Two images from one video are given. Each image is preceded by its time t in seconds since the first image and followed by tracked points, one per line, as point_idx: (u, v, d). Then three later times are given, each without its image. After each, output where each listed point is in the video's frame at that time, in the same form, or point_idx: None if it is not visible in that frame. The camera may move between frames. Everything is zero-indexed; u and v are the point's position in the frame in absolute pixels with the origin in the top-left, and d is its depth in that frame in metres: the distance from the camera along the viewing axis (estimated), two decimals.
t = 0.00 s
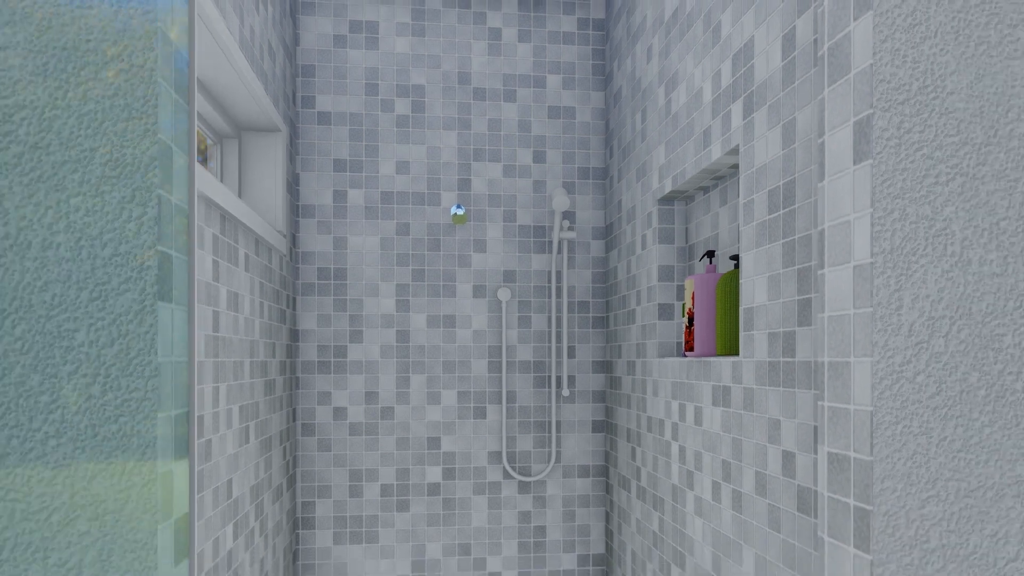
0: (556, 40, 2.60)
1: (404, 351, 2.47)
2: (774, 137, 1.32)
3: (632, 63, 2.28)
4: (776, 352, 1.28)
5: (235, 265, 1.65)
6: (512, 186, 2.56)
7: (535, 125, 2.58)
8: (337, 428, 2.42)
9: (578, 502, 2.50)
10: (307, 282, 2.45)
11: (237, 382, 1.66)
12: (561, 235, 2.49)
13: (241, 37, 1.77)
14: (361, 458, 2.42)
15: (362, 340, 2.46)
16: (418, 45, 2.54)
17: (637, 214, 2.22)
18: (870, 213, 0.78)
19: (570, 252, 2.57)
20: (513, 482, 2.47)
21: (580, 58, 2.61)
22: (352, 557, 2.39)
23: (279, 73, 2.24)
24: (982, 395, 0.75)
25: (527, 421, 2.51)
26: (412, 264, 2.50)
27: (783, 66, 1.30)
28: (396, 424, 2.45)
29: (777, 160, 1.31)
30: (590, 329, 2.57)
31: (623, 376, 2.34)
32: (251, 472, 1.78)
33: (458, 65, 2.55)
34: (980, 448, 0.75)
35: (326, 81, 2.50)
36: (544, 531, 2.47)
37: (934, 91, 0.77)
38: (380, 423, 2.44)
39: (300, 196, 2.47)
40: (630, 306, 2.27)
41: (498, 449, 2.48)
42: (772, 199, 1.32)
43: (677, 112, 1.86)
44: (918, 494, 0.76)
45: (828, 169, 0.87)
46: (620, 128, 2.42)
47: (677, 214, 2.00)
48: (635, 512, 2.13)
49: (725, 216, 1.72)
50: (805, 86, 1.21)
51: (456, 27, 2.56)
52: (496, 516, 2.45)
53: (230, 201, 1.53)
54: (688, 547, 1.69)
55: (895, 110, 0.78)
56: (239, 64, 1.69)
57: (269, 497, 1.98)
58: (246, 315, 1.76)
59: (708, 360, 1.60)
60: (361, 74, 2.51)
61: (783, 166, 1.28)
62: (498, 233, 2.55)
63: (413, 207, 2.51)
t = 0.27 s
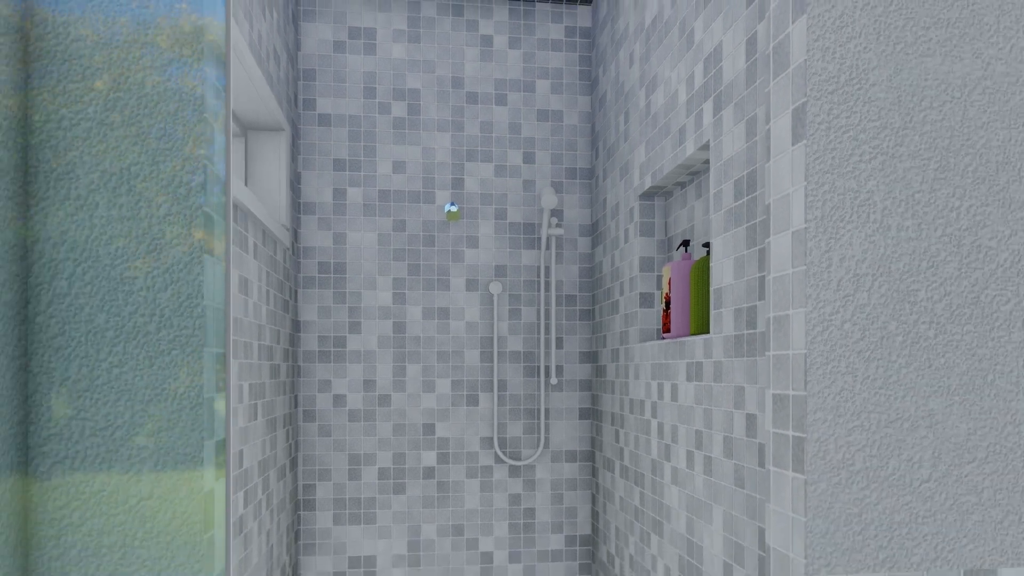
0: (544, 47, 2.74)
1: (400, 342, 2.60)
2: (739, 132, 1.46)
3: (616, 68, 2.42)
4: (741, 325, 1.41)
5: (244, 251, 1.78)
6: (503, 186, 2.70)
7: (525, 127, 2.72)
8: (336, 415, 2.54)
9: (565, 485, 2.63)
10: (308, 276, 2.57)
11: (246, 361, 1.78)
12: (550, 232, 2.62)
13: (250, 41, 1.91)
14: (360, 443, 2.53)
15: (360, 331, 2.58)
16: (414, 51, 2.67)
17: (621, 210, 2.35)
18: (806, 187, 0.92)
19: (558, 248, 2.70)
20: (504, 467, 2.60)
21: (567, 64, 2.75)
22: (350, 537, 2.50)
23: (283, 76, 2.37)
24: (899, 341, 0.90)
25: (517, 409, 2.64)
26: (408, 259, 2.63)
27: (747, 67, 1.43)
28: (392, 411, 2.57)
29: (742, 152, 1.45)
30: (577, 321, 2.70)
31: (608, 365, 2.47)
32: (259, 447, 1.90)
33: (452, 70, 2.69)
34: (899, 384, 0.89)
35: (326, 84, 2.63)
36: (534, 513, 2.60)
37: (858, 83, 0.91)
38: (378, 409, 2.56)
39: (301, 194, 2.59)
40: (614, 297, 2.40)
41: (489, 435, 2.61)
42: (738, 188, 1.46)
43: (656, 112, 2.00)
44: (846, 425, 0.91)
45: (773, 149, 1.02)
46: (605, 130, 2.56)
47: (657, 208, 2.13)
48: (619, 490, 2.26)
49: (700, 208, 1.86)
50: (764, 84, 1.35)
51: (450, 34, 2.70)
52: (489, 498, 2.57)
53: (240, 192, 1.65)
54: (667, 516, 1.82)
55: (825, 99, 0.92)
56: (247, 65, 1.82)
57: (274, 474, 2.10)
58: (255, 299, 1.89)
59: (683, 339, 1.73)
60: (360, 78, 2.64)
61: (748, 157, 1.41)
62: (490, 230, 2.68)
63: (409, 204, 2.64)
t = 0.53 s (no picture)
0: (532, 55, 2.88)
1: (395, 334, 2.72)
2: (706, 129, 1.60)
3: (600, 74, 2.56)
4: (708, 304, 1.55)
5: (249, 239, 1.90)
6: (493, 186, 2.83)
7: (514, 131, 2.85)
8: (334, 403, 2.66)
9: (552, 471, 2.76)
10: (306, 271, 2.69)
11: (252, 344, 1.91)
12: (537, 229, 2.75)
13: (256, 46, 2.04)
14: (356, 431, 2.65)
15: (357, 323, 2.70)
16: (408, 58, 2.81)
17: (604, 207, 2.49)
18: (755, 169, 1.04)
19: (545, 246, 2.84)
20: (494, 453, 2.72)
21: (554, 71, 2.89)
22: (347, 521, 2.61)
23: (284, 81, 2.50)
24: (834, 304, 1.03)
25: (506, 398, 2.77)
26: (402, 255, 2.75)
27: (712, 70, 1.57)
28: (387, 400, 2.69)
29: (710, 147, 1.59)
30: (563, 315, 2.83)
31: (592, 355, 2.60)
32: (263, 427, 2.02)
33: (444, 76, 2.82)
34: (834, 340, 1.03)
35: (324, 89, 2.76)
36: (522, 497, 2.72)
37: (799, 79, 1.05)
38: (373, 398, 2.68)
39: (301, 193, 2.72)
40: (598, 290, 2.54)
41: (480, 424, 2.73)
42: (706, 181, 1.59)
43: (635, 114, 2.14)
44: (788, 377, 1.02)
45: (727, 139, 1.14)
46: (589, 133, 2.70)
47: (637, 205, 2.27)
48: (603, 472, 2.39)
49: (676, 203, 2.00)
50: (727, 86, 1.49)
51: (442, 42, 2.83)
52: (479, 483, 2.70)
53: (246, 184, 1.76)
54: (645, 489, 1.94)
55: (771, 93, 1.04)
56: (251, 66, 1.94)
57: (276, 455, 2.22)
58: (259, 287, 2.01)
59: (659, 323, 1.87)
60: (356, 83, 2.78)
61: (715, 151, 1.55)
62: (480, 228, 2.81)
63: (403, 203, 2.77)
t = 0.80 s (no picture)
0: (519, 63, 3.02)
1: (388, 329, 2.84)
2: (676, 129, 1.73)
3: (583, 80, 2.69)
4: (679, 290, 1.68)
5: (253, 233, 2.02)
6: (482, 187, 2.96)
7: (502, 134, 2.99)
8: (330, 394, 2.78)
9: (538, 460, 2.88)
10: (304, 268, 2.81)
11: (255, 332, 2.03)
12: (524, 229, 2.88)
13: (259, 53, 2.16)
14: (351, 420, 2.77)
15: (351, 318, 2.82)
16: (401, 65, 2.94)
17: (587, 207, 2.62)
18: (711, 158, 1.18)
19: (532, 244, 2.97)
20: (483, 442, 2.84)
21: (540, 78, 3.03)
22: (343, 506, 2.73)
23: (283, 86, 2.62)
24: (782, 278, 1.17)
25: (494, 390, 2.89)
26: (395, 253, 2.88)
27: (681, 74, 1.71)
28: (381, 391, 2.81)
29: (680, 147, 1.71)
30: (549, 311, 2.96)
31: (576, 347, 2.73)
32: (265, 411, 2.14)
33: (435, 82, 2.96)
34: (781, 310, 1.16)
35: (321, 94, 2.89)
36: (509, 485, 2.84)
37: (751, 81, 1.19)
38: (367, 390, 2.80)
39: (298, 193, 2.84)
40: (581, 285, 2.67)
41: (469, 414, 2.86)
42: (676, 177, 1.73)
43: (615, 117, 2.28)
44: (742, 342, 1.16)
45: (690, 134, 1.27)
46: (574, 137, 2.83)
47: (617, 204, 2.41)
48: (587, 457, 2.51)
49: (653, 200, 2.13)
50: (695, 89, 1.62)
51: (433, 49, 2.97)
52: (469, 471, 2.82)
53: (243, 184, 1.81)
54: (624, 468, 2.07)
55: (725, 91, 1.18)
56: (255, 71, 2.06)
57: (275, 441, 2.33)
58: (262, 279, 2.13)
59: (636, 311, 2.00)
60: (351, 88, 2.90)
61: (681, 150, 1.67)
62: (470, 227, 2.94)
63: (396, 203, 2.90)
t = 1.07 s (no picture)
0: (506, 70, 3.15)
1: (379, 325, 2.96)
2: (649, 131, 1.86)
3: (566, 87, 2.82)
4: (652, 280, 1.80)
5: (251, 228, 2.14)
6: (470, 189, 3.09)
7: (489, 139, 3.11)
8: (323, 387, 2.89)
9: (524, 451, 2.99)
10: (298, 265, 2.93)
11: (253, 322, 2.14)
12: (510, 229, 3.01)
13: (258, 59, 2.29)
14: (344, 412, 2.89)
15: (344, 314, 2.94)
16: (392, 72, 3.07)
17: (570, 207, 2.75)
18: (675, 152, 1.36)
19: (518, 244, 3.09)
20: (471, 434, 2.96)
21: (526, 85, 3.16)
22: (336, 495, 2.84)
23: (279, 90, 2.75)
24: (739, 262, 1.36)
25: (482, 384, 3.01)
26: (386, 252, 3.00)
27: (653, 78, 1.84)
28: (372, 385, 2.92)
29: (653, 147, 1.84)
30: (534, 308, 3.08)
31: (560, 342, 2.85)
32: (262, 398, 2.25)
33: (425, 88, 3.08)
34: (738, 289, 1.36)
35: (315, 99, 3.01)
36: (496, 475, 2.96)
37: (711, 89, 1.38)
38: (359, 383, 2.91)
39: (293, 194, 2.96)
40: (565, 282, 2.79)
41: (457, 407, 2.97)
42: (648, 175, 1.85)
43: (595, 121, 2.41)
44: (704, 317, 1.34)
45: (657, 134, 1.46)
46: (557, 141, 2.96)
47: (598, 204, 2.54)
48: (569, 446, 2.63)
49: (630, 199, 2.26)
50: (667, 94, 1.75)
51: (423, 57, 3.10)
52: (457, 461, 2.93)
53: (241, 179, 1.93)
54: (604, 452, 2.19)
55: (687, 92, 1.37)
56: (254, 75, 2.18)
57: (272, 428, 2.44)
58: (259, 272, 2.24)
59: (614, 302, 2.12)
60: (345, 94, 3.03)
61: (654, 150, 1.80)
62: (458, 227, 3.06)
63: (387, 204, 3.02)
